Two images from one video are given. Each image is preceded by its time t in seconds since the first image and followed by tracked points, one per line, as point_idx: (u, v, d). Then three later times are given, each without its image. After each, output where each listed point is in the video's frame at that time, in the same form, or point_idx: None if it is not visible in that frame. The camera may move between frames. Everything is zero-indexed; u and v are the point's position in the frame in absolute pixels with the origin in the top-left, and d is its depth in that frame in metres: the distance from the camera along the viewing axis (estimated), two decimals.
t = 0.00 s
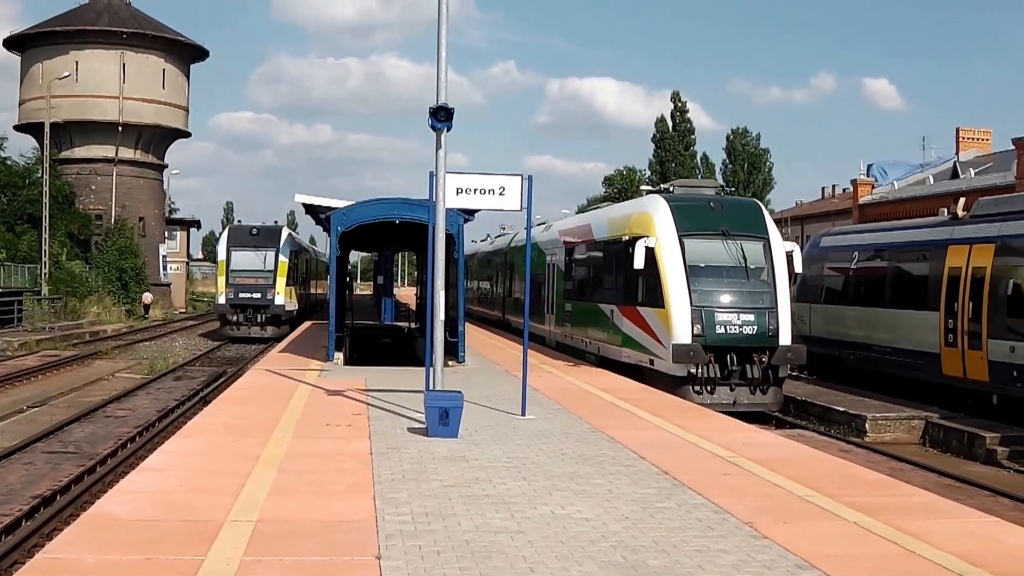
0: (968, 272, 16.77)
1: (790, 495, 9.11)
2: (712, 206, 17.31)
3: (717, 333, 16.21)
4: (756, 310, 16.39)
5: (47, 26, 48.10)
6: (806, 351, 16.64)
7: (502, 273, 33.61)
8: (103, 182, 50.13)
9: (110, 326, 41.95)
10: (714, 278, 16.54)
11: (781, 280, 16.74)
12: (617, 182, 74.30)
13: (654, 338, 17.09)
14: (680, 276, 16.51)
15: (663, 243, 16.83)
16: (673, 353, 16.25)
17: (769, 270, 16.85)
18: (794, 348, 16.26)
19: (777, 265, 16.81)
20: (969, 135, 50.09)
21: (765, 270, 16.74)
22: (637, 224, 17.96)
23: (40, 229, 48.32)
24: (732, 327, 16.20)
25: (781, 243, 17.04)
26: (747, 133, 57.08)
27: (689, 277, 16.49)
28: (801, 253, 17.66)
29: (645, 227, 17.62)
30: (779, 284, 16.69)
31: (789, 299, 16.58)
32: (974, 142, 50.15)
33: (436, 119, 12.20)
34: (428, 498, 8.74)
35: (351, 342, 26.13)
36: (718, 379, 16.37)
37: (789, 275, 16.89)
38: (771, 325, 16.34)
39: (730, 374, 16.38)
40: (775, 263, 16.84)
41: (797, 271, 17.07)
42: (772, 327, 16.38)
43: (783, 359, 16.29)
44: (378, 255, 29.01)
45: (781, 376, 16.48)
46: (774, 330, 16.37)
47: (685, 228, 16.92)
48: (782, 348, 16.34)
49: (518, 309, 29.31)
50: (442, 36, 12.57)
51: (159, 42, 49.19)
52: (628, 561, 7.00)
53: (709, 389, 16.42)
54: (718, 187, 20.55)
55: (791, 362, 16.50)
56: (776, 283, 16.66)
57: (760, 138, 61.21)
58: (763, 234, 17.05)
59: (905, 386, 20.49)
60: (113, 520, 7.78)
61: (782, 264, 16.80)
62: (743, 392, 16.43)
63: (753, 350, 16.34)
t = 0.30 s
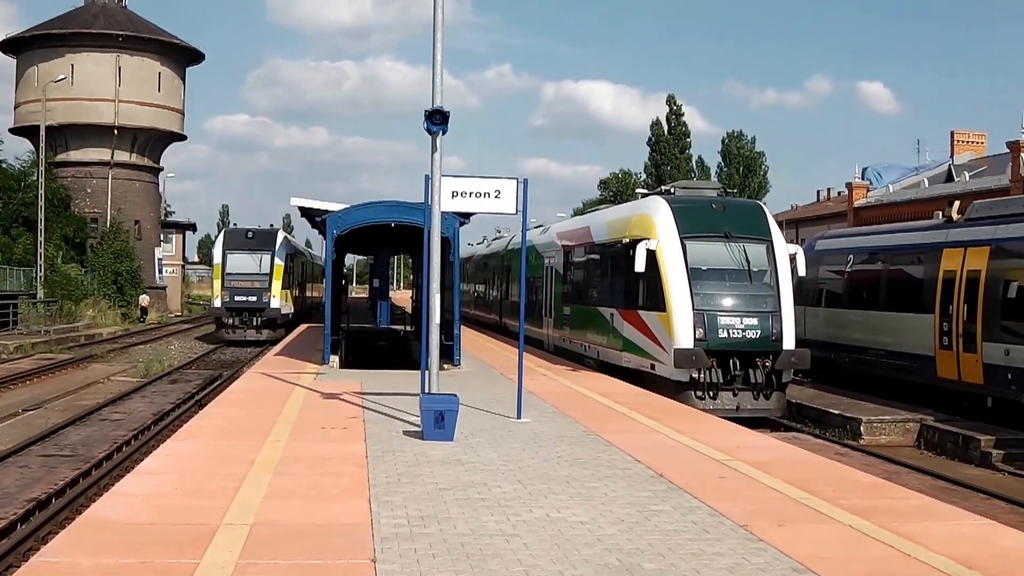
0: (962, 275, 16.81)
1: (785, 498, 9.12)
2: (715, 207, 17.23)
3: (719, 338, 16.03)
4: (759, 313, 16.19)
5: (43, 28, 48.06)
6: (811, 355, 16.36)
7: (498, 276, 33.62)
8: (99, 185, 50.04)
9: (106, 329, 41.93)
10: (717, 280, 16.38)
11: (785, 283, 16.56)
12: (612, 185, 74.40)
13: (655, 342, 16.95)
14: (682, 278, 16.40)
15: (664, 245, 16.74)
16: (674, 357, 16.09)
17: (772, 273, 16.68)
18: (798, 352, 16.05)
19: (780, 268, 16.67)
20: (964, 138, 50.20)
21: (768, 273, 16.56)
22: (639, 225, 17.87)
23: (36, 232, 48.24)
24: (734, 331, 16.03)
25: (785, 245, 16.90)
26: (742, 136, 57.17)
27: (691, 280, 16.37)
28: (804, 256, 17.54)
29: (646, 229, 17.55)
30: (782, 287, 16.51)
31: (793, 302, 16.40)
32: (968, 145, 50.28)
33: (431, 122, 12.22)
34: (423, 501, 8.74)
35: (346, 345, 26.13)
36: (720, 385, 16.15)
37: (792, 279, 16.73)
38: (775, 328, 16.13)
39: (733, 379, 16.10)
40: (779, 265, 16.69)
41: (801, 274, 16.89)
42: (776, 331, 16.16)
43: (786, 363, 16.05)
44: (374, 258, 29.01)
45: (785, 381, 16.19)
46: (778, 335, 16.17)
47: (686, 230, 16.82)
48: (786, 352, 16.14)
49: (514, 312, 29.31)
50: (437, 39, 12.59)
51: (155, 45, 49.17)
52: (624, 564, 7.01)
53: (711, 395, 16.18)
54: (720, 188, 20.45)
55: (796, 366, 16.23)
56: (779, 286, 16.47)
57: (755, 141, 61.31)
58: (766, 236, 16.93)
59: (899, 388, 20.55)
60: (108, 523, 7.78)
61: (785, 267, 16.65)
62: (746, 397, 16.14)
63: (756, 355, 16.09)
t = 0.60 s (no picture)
0: (958, 278, 16.85)
1: (781, 502, 9.12)
2: (718, 210, 16.98)
3: (723, 343, 15.78)
4: (763, 318, 15.95)
5: (39, 32, 48.08)
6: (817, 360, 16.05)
7: (495, 280, 33.62)
8: (96, 189, 49.98)
9: (102, 333, 41.85)
10: (721, 284, 16.10)
11: (790, 287, 16.31)
12: (608, 189, 74.49)
13: (658, 347, 16.65)
14: (685, 282, 16.08)
15: (667, 248, 16.45)
16: (678, 363, 15.81)
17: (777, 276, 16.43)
18: (804, 358, 15.82)
19: (785, 271, 16.42)
20: (959, 142, 50.30)
21: (773, 276, 16.31)
22: (640, 227, 17.63)
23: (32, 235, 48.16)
24: (739, 336, 15.77)
25: (790, 249, 16.65)
26: (739, 139, 57.26)
27: (695, 283, 16.06)
28: (809, 260, 17.29)
29: (648, 231, 17.30)
30: (788, 291, 16.28)
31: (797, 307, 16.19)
32: (964, 149, 50.37)
33: (427, 126, 12.23)
34: (420, 505, 8.74)
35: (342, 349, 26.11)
36: (725, 391, 15.96)
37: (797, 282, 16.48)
38: (780, 333, 15.90)
39: (738, 385, 15.98)
40: (784, 269, 16.44)
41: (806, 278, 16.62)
42: (782, 335, 15.93)
43: (791, 369, 15.79)
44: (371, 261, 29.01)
45: (790, 387, 16.06)
46: (783, 340, 15.94)
47: (690, 232, 16.54)
48: (791, 358, 15.91)
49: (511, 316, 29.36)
50: (434, 44, 12.61)
51: (151, 49, 49.18)
52: (619, 567, 7.02)
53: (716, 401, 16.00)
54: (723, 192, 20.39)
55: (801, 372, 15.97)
56: (784, 289, 16.23)
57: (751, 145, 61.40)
58: (771, 239, 16.67)
59: (893, 391, 20.62)
60: (104, 527, 7.78)
61: (791, 271, 16.41)
62: (750, 403, 16.02)
63: (761, 361, 15.94)
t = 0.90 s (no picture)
0: (955, 282, 16.88)
1: (778, 505, 9.13)
2: (722, 213, 16.78)
3: (728, 348, 15.57)
4: (769, 323, 15.76)
5: (37, 36, 48.10)
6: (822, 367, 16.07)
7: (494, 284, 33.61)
8: (93, 192, 49.93)
9: (99, 336, 41.82)
10: (725, 288, 15.91)
11: (796, 291, 16.13)
12: (606, 193, 74.53)
13: (661, 352, 16.44)
14: (689, 286, 15.87)
15: (670, 251, 16.26)
16: (682, 369, 15.60)
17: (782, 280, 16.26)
18: (810, 363, 15.72)
19: (790, 275, 16.24)
20: (956, 146, 50.37)
21: (778, 280, 16.13)
22: (642, 229, 17.43)
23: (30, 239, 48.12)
24: (745, 341, 15.57)
25: (795, 252, 16.47)
26: (736, 143, 57.33)
27: (699, 288, 15.86)
28: (815, 263, 17.10)
29: (649, 233, 17.10)
30: (793, 295, 16.09)
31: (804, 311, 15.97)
32: (961, 152, 50.44)
33: (424, 130, 12.25)
34: (417, 509, 8.75)
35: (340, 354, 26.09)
36: (729, 397, 15.69)
37: (803, 286, 16.30)
38: (786, 337, 15.71)
39: (742, 392, 15.69)
40: (789, 273, 16.27)
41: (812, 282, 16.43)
42: (787, 340, 15.74)
43: (797, 374, 15.69)
44: (368, 265, 28.99)
45: (796, 393, 15.82)
46: (789, 344, 15.74)
47: (693, 236, 16.34)
48: (798, 363, 15.77)
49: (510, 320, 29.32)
50: (431, 48, 12.62)
51: (149, 52, 49.20)
52: (617, 571, 7.03)
53: (720, 407, 15.71)
54: (727, 193, 20.12)
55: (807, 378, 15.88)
56: (790, 293, 16.04)
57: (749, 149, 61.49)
58: (776, 243, 16.49)
59: (889, 395, 20.68)
60: (102, 531, 7.78)
61: (796, 274, 16.23)
62: (756, 409, 15.70)
63: (766, 366, 15.70)
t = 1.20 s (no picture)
0: (954, 285, 16.88)
1: (778, 509, 9.10)
2: (728, 214, 16.54)
3: (735, 352, 15.35)
4: (777, 327, 15.52)
5: (36, 39, 48.08)
6: (834, 372, 15.63)
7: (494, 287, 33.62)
8: (92, 196, 49.86)
9: (98, 340, 41.80)
10: (733, 292, 15.67)
11: (805, 295, 15.88)
12: (605, 197, 74.59)
13: (667, 357, 16.22)
14: (695, 290, 15.64)
15: (675, 254, 16.03)
16: (688, 374, 15.35)
17: (791, 283, 16.01)
18: (820, 369, 15.40)
19: (799, 279, 16.00)
20: (955, 149, 50.42)
21: (786, 284, 15.89)
22: (647, 233, 17.20)
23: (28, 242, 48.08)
24: (752, 346, 15.35)
25: (804, 255, 16.23)
26: (735, 147, 57.38)
27: (705, 291, 15.62)
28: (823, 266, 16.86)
29: (654, 236, 16.86)
30: (802, 299, 15.83)
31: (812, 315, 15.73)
32: (960, 156, 50.48)
33: (424, 133, 12.23)
34: (416, 512, 8.73)
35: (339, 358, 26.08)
36: (737, 403, 15.52)
37: (812, 290, 16.04)
38: (795, 343, 15.46)
39: (750, 398, 15.50)
40: (798, 276, 16.01)
41: (821, 285, 16.18)
42: (796, 345, 15.49)
43: (807, 380, 15.32)
44: (367, 269, 28.96)
45: (805, 399, 15.57)
46: (798, 349, 15.50)
47: (699, 238, 16.11)
48: (807, 368, 15.48)
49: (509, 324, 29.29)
50: (429, 51, 12.61)
51: (148, 56, 49.21)
52: None
53: (728, 414, 15.56)
54: (732, 195, 20.01)
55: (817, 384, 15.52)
56: (798, 297, 15.80)
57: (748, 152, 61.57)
58: (784, 246, 16.25)
59: (888, 398, 20.69)
60: (99, 535, 7.74)
61: (805, 278, 16.00)
62: (764, 415, 15.54)
63: (775, 371, 15.45)
